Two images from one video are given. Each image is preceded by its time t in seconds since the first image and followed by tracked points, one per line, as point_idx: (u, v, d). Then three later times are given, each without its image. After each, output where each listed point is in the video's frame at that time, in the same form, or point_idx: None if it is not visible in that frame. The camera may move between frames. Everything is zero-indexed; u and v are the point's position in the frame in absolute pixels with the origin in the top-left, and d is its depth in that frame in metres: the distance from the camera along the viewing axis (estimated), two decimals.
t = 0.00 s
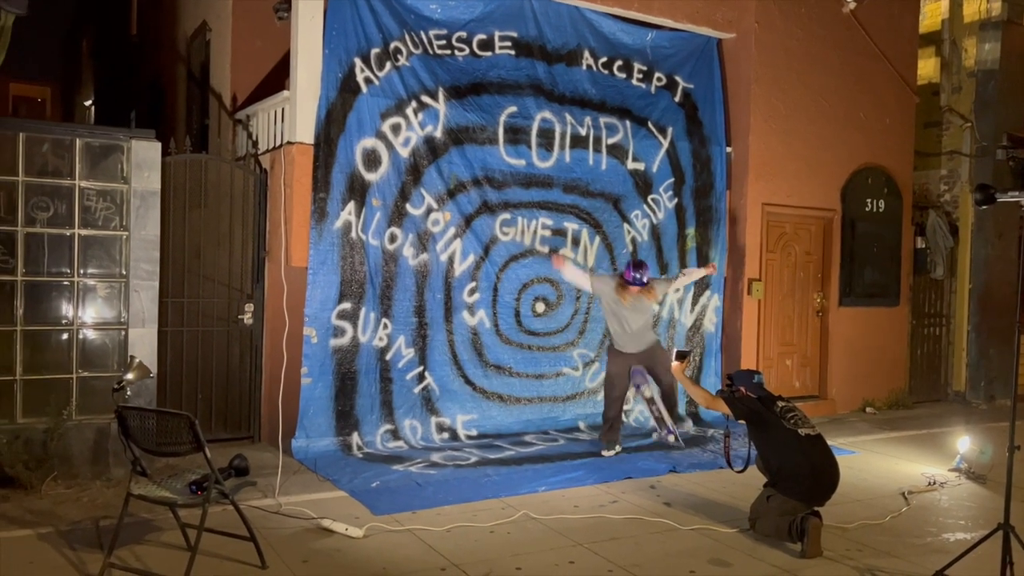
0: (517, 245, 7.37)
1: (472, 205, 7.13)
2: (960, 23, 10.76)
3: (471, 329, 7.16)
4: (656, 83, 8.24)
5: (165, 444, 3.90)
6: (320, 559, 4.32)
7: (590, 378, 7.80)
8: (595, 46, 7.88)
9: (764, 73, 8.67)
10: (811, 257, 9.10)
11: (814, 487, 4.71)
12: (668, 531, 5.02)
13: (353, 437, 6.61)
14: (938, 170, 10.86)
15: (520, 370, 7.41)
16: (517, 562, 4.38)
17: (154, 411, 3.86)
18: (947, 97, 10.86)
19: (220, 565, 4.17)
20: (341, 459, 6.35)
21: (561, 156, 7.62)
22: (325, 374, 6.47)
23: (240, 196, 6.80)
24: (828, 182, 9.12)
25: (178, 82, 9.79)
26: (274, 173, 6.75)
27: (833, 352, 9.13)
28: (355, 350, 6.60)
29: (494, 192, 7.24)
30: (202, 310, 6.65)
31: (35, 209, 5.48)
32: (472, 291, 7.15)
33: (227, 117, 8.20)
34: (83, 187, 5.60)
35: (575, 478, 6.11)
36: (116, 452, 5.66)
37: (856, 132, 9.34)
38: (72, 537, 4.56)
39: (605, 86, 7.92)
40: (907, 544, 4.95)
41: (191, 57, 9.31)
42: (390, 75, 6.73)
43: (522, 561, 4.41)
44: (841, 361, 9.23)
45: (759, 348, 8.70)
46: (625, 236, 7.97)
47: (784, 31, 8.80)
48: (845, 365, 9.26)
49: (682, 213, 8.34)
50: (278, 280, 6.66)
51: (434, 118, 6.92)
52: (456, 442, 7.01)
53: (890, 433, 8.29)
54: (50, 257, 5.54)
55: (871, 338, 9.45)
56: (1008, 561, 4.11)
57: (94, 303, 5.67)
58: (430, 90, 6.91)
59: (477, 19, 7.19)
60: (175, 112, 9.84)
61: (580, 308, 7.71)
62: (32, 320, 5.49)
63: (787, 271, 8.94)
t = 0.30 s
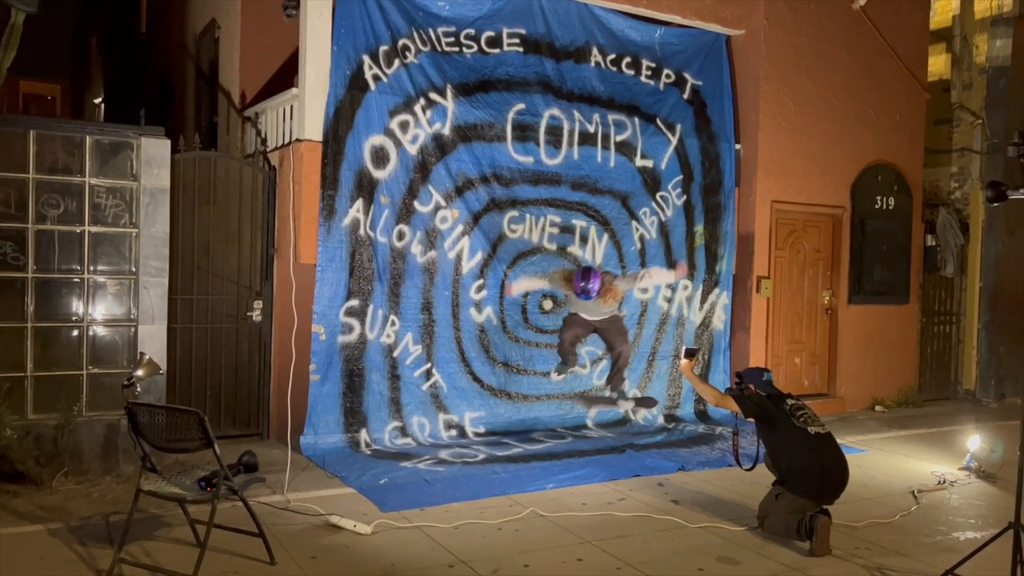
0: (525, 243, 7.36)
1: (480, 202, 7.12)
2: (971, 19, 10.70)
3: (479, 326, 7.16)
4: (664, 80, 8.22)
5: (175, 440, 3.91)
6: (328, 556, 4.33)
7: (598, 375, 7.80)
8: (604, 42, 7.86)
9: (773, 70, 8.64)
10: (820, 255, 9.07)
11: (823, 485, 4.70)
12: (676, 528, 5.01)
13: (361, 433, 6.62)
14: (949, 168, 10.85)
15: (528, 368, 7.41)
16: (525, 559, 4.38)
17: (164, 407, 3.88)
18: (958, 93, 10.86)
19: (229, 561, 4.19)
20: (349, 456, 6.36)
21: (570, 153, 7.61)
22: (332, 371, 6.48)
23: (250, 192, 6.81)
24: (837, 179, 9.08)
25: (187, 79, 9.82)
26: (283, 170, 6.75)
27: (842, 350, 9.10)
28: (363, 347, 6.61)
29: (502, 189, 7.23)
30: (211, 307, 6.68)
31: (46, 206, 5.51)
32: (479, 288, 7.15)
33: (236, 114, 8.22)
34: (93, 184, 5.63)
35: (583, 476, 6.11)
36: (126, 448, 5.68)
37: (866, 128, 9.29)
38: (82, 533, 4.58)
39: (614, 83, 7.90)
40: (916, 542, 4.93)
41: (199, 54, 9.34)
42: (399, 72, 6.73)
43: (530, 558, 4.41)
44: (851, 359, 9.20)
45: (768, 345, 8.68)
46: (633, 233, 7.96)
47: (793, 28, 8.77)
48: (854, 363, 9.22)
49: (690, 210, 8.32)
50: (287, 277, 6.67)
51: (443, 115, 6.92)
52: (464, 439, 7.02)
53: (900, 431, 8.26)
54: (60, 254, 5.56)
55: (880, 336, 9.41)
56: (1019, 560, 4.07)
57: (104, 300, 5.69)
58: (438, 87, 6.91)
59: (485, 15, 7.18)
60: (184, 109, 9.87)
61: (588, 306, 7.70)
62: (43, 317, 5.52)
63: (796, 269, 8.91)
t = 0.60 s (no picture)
0: (533, 240, 7.36)
1: (489, 199, 7.12)
2: (983, 15, 10.64)
3: (487, 323, 7.16)
4: (673, 77, 8.20)
5: (184, 436, 3.93)
6: (337, 552, 4.35)
7: (606, 373, 7.79)
8: (613, 40, 7.84)
9: (782, 66, 8.60)
10: (829, 252, 9.03)
11: (832, 483, 4.70)
12: (685, 526, 5.01)
13: (370, 430, 6.64)
14: (959, 165, 10.76)
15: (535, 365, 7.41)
16: (533, 556, 4.39)
17: (173, 403, 3.89)
18: (969, 90, 10.78)
19: (238, 557, 4.21)
20: (357, 452, 6.38)
21: (578, 150, 7.61)
22: (340, 367, 6.50)
23: (259, 190, 6.83)
24: (847, 176, 9.04)
25: (196, 77, 9.85)
26: (292, 167, 6.77)
27: (851, 348, 9.06)
28: (370, 344, 6.62)
29: (510, 187, 7.23)
30: (220, 304, 6.70)
31: (57, 203, 5.53)
32: (487, 285, 7.15)
33: (245, 112, 8.24)
34: (103, 181, 5.65)
35: (591, 473, 6.10)
36: (136, 444, 5.71)
37: (876, 125, 9.25)
38: (93, 527, 4.61)
39: (623, 80, 7.89)
40: (926, 541, 4.91)
41: (209, 51, 9.36)
42: (407, 69, 6.73)
43: (538, 554, 4.41)
44: (860, 357, 9.16)
45: (777, 343, 8.65)
46: (642, 230, 7.94)
47: (803, 24, 8.73)
48: (863, 361, 9.18)
49: (699, 207, 8.30)
50: (295, 274, 6.69)
51: (451, 112, 6.92)
52: (472, 436, 7.03)
53: (910, 429, 8.23)
54: (71, 250, 5.59)
55: (890, 333, 9.37)
56: None
57: (114, 296, 5.72)
58: (446, 85, 6.91)
59: (494, 13, 7.17)
60: (193, 107, 9.89)
61: (596, 304, 7.70)
62: (54, 314, 5.55)
63: (805, 266, 8.88)
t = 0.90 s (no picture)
0: (541, 238, 7.36)
1: (497, 196, 7.12)
2: (993, 12, 10.62)
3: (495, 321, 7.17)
4: (682, 75, 8.18)
5: (193, 433, 3.94)
6: (345, 548, 4.36)
7: (614, 370, 7.79)
8: (621, 37, 7.83)
9: (792, 63, 8.57)
10: (838, 250, 8.99)
11: (843, 482, 4.69)
12: (693, 524, 5.00)
13: (378, 426, 6.65)
14: (970, 163, 10.70)
15: (543, 362, 7.41)
16: (541, 554, 4.39)
17: (183, 400, 3.91)
18: (980, 87, 10.74)
19: (247, 553, 4.22)
20: (365, 449, 6.39)
21: (586, 147, 7.60)
22: (348, 364, 6.51)
23: (268, 187, 6.84)
24: (857, 174, 9.00)
25: (205, 75, 9.86)
26: (301, 165, 6.78)
27: (860, 346, 9.03)
28: (378, 341, 6.63)
29: (518, 184, 7.23)
30: (230, 301, 6.72)
31: (67, 200, 5.56)
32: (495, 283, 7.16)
33: (254, 109, 8.26)
34: (113, 179, 5.68)
35: (598, 471, 6.10)
36: (146, 440, 5.74)
37: (886, 122, 9.20)
38: (103, 523, 4.64)
39: (631, 77, 7.88)
40: (935, 540, 4.89)
41: (218, 49, 9.39)
42: (415, 66, 6.73)
43: (545, 552, 4.42)
44: (869, 355, 9.13)
45: (785, 341, 8.63)
46: (650, 228, 7.93)
47: (813, 21, 8.69)
48: (872, 359, 9.15)
49: (708, 205, 8.28)
50: (304, 271, 6.70)
51: (459, 110, 6.92)
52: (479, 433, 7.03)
53: (919, 428, 8.19)
54: (81, 248, 5.61)
55: (899, 332, 9.33)
56: None
57: (124, 293, 5.74)
58: (455, 82, 6.91)
59: (502, 10, 7.17)
60: (203, 105, 9.92)
61: (604, 301, 7.69)
62: (64, 311, 5.57)
63: (814, 264, 8.85)
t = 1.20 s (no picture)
0: (548, 236, 7.36)
1: (504, 195, 7.12)
2: (1003, 10, 10.57)
3: (502, 319, 7.17)
4: (690, 73, 8.16)
5: (202, 429, 3.96)
6: (353, 546, 4.37)
7: (622, 369, 7.78)
8: (629, 35, 7.82)
9: (800, 61, 8.54)
10: (846, 248, 8.96)
11: (861, 476, 4.67)
12: (701, 523, 5.00)
13: (385, 424, 6.67)
14: (980, 161, 10.65)
15: (550, 361, 7.41)
16: (548, 552, 4.39)
17: (192, 398, 3.93)
18: (989, 85, 10.68)
19: (255, 550, 4.24)
20: (372, 446, 6.41)
21: (594, 146, 7.59)
22: (355, 361, 6.52)
23: (275, 185, 6.86)
24: (865, 172, 8.96)
25: (214, 74, 9.88)
26: (308, 163, 6.80)
27: (868, 345, 9.00)
28: (385, 338, 6.64)
29: (525, 182, 7.23)
30: (237, 299, 6.74)
31: (77, 198, 5.58)
32: (503, 281, 7.17)
33: (262, 108, 8.29)
34: (122, 177, 5.70)
35: (605, 469, 6.10)
36: (155, 437, 5.76)
37: (895, 120, 9.16)
38: (112, 520, 4.66)
39: (639, 75, 7.87)
40: (944, 540, 4.87)
41: (226, 48, 9.43)
42: (423, 65, 6.73)
43: (553, 550, 4.42)
44: (877, 354, 9.09)
45: (793, 340, 8.60)
46: (658, 227, 7.92)
47: (822, 19, 8.66)
48: (880, 358, 9.12)
49: (715, 203, 8.27)
50: (312, 269, 6.72)
51: (467, 108, 6.93)
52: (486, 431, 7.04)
53: (927, 427, 8.16)
54: (91, 246, 5.64)
55: (907, 331, 9.29)
56: None
57: (133, 291, 5.77)
58: (462, 81, 6.91)
59: (510, 8, 7.17)
60: (211, 104, 9.95)
61: (611, 299, 7.69)
62: (74, 308, 5.60)
63: (822, 262, 8.82)
